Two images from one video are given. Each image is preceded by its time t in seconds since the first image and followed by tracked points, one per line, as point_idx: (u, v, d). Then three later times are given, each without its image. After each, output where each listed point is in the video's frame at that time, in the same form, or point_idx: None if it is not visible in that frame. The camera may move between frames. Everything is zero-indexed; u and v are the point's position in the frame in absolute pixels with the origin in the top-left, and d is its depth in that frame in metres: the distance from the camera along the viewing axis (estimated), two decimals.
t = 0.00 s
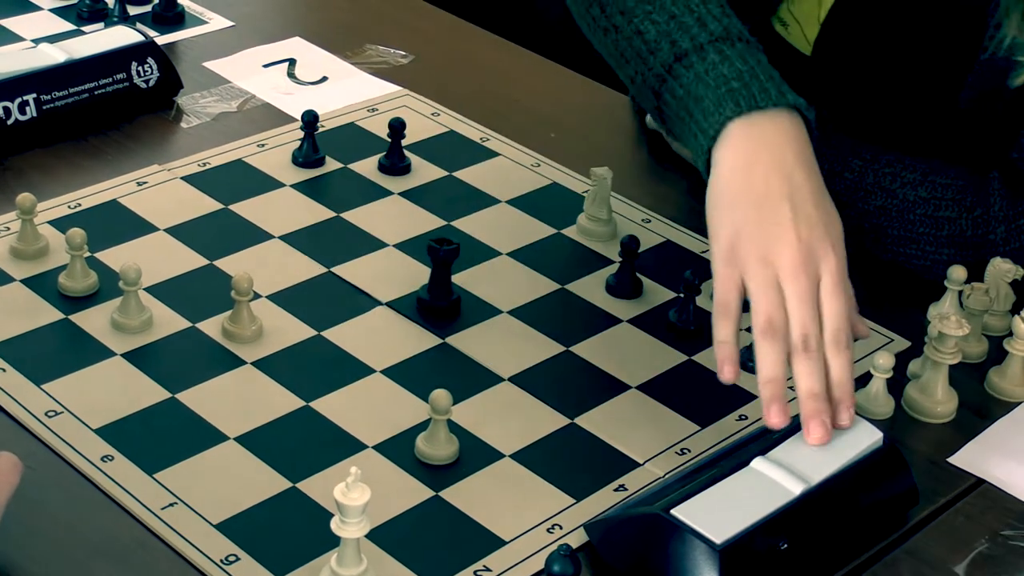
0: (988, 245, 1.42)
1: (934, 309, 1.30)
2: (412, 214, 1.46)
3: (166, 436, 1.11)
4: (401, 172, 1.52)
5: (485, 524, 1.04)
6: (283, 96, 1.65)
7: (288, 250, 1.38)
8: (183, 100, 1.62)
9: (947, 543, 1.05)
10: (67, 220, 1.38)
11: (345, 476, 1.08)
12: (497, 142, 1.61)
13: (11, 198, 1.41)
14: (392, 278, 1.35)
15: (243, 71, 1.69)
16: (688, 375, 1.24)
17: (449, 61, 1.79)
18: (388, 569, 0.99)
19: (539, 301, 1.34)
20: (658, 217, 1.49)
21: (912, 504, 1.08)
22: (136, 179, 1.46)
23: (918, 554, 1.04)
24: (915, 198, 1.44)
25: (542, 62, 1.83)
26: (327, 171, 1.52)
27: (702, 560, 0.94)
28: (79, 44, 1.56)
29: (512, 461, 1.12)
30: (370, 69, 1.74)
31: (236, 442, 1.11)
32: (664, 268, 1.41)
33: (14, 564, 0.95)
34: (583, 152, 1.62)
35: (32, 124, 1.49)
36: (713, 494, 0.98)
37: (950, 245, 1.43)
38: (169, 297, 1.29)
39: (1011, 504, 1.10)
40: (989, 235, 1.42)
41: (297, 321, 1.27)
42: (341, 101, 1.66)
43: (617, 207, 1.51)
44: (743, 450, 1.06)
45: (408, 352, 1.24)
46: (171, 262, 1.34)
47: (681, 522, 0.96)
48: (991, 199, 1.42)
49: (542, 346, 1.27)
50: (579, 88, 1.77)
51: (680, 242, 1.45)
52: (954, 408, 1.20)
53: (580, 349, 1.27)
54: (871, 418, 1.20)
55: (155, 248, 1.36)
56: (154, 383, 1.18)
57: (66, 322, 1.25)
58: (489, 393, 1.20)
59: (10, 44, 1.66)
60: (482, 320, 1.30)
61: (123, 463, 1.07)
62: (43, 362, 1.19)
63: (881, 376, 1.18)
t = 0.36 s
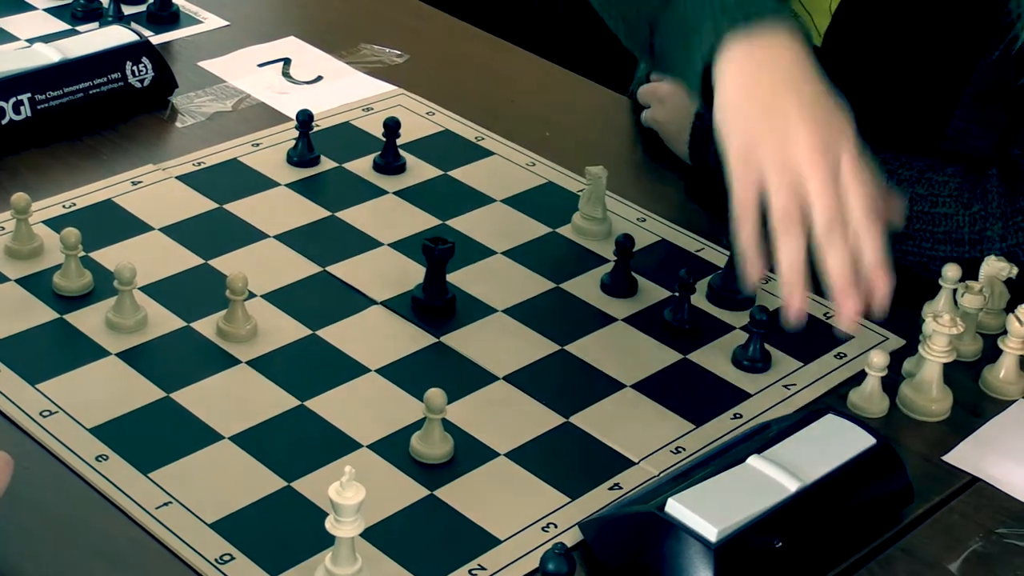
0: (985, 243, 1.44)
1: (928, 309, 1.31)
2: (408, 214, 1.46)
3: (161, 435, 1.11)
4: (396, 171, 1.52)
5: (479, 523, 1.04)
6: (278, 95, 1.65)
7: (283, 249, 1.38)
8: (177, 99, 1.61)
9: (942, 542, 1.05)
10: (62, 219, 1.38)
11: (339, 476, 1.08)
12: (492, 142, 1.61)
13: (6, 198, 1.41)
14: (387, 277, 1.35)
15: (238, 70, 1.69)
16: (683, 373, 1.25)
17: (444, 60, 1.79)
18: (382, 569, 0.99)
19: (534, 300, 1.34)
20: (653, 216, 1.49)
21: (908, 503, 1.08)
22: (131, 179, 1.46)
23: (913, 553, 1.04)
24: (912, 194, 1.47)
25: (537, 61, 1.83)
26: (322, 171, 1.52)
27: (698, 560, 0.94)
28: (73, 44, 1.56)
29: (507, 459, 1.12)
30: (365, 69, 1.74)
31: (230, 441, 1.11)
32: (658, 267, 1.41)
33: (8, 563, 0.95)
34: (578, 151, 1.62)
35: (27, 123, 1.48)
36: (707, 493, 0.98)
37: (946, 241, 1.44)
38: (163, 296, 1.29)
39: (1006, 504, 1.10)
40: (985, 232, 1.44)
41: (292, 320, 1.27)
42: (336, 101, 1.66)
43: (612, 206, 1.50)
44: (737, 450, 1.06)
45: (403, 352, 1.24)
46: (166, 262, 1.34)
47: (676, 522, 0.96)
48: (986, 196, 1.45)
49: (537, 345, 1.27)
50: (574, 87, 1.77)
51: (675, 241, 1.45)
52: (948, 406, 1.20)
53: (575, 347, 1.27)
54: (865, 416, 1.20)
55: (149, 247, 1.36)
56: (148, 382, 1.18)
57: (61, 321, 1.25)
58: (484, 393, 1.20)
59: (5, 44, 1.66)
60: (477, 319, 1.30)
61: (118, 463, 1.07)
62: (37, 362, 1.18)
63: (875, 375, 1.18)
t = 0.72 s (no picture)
0: (955, 223, 1.43)
1: (922, 305, 1.31)
2: (403, 214, 1.46)
3: (158, 437, 1.11)
4: (390, 172, 1.53)
5: (475, 522, 1.05)
6: (273, 96, 1.66)
7: (279, 250, 1.38)
8: (172, 101, 1.62)
9: (937, 539, 1.06)
10: (58, 222, 1.38)
11: (336, 476, 1.08)
12: (487, 142, 1.61)
13: (2, 201, 1.41)
14: (382, 277, 1.35)
15: (233, 72, 1.69)
16: (678, 372, 1.25)
17: (439, 61, 1.79)
18: (379, 568, 0.99)
19: (530, 300, 1.34)
20: (648, 215, 1.50)
21: (903, 500, 1.08)
22: (127, 181, 1.46)
23: (909, 550, 1.04)
24: (889, 171, 1.48)
25: (531, 61, 1.83)
26: (317, 172, 1.52)
27: (694, 558, 0.95)
28: (69, 47, 1.57)
29: (503, 459, 1.12)
30: (359, 69, 1.75)
31: (227, 442, 1.11)
32: (653, 266, 1.41)
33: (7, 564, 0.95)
34: (572, 151, 1.62)
35: (23, 126, 1.49)
36: (703, 491, 0.99)
37: (923, 219, 1.45)
38: (160, 298, 1.29)
39: (1001, 501, 1.10)
40: (957, 212, 1.43)
41: (288, 321, 1.28)
42: (330, 102, 1.66)
43: (607, 205, 1.51)
44: (732, 448, 1.06)
45: (398, 352, 1.25)
46: (162, 263, 1.34)
47: (672, 521, 0.97)
48: (956, 173, 1.43)
49: (532, 344, 1.27)
50: (569, 87, 1.78)
51: (670, 240, 1.45)
52: (942, 403, 1.20)
53: (571, 347, 1.28)
54: (860, 413, 1.20)
55: (145, 249, 1.36)
56: (145, 383, 1.18)
57: (58, 324, 1.25)
58: (480, 393, 1.20)
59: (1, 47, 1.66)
60: (472, 319, 1.30)
61: (115, 464, 1.07)
62: (34, 363, 1.18)
63: (870, 372, 1.19)
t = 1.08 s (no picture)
0: (920, 216, 1.46)
1: (920, 307, 1.31)
2: (402, 217, 1.46)
3: (159, 440, 1.12)
4: (389, 175, 1.53)
5: (475, 525, 1.05)
6: (272, 100, 1.66)
7: (279, 253, 1.38)
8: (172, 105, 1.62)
9: (936, 543, 1.06)
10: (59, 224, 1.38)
11: (336, 479, 1.08)
12: (486, 146, 1.61)
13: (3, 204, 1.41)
14: (382, 280, 1.35)
15: (232, 75, 1.69)
16: (677, 375, 1.25)
17: (436, 65, 1.79)
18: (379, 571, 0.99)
19: (529, 303, 1.34)
20: (646, 218, 1.50)
21: (901, 503, 1.09)
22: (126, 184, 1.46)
23: (907, 553, 1.05)
24: (855, 167, 1.50)
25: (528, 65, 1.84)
26: (317, 175, 1.52)
27: (693, 561, 0.95)
28: (68, 50, 1.57)
29: (503, 462, 1.13)
30: (358, 73, 1.75)
31: (228, 445, 1.11)
32: (652, 270, 1.42)
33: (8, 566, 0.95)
34: (571, 156, 1.62)
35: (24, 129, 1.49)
36: (701, 493, 0.99)
37: (891, 212, 1.47)
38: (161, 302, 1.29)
39: (999, 503, 1.11)
40: (921, 205, 1.46)
41: (288, 324, 1.28)
42: (329, 105, 1.67)
43: (606, 209, 1.51)
44: (731, 450, 1.07)
45: (398, 355, 1.25)
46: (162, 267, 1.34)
47: (671, 524, 0.97)
48: (918, 167, 1.46)
49: (532, 348, 1.28)
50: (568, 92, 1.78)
51: (668, 243, 1.46)
52: (940, 407, 1.21)
53: (570, 349, 1.28)
54: (859, 416, 1.20)
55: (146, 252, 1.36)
56: (146, 387, 1.18)
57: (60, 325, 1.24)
58: (480, 396, 1.20)
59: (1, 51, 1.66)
60: (471, 322, 1.31)
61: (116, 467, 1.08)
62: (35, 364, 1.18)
63: (868, 376, 1.19)
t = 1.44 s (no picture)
0: (919, 247, 1.47)
1: (920, 326, 1.32)
2: (404, 232, 1.47)
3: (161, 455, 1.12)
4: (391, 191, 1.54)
5: (476, 542, 1.05)
6: (275, 114, 1.66)
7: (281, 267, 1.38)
8: (175, 118, 1.62)
9: (935, 563, 1.06)
10: (60, 239, 1.38)
11: (338, 496, 1.08)
12: (488, 161, 1.62)
13: (6, 216, 1.41)
14: (384, 296, 1.36)
15: (235, 89, 1.70)
16: (678, 393, 1.26)
17: (438, 80, 1.80)
18: None
19: (530, 319, 1.35)
20: (648, 235, 1.50)
21: (900, 523, 1.09)
22: (129, 199, 1.46)
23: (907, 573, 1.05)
24: (855, 196, 1.52)
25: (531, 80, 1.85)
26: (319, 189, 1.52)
27: None
28: (72, 64, 1.58)
29: (504, 479, 1.13)
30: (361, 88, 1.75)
31: (229, 460, 1.12)
32: (654, 286, 1.42)
33: None
34: (572, 172, 1.63)
35: (26, 141, 1.48)
36: (701, 512, 0.99)
37: (888, 243, 1.49)
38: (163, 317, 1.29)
39: (998, 524, 1.11)
40: (919, 237, 1.48)
41: (289, 339, 1.28)
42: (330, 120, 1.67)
43: (607, 224, 1.52)
44: (732, 468, 1.07)
45: (400, 371, 1.25)
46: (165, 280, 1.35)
47: (671, 543, 0.97)
48: (918, 201, 1.48)
49: (533, 364, 1.28)
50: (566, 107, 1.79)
51: (668, 260, 1.46)
52: (940, 426, 1.21)
53: (571, 366, 1.28)
54: (859, 436, 1.21)
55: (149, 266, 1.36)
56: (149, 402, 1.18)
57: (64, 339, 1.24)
58: (482, 412, 1.21)
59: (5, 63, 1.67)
60: (473, 338, 1.31)
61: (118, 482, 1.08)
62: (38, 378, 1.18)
63: (868, 395, 1.19)
